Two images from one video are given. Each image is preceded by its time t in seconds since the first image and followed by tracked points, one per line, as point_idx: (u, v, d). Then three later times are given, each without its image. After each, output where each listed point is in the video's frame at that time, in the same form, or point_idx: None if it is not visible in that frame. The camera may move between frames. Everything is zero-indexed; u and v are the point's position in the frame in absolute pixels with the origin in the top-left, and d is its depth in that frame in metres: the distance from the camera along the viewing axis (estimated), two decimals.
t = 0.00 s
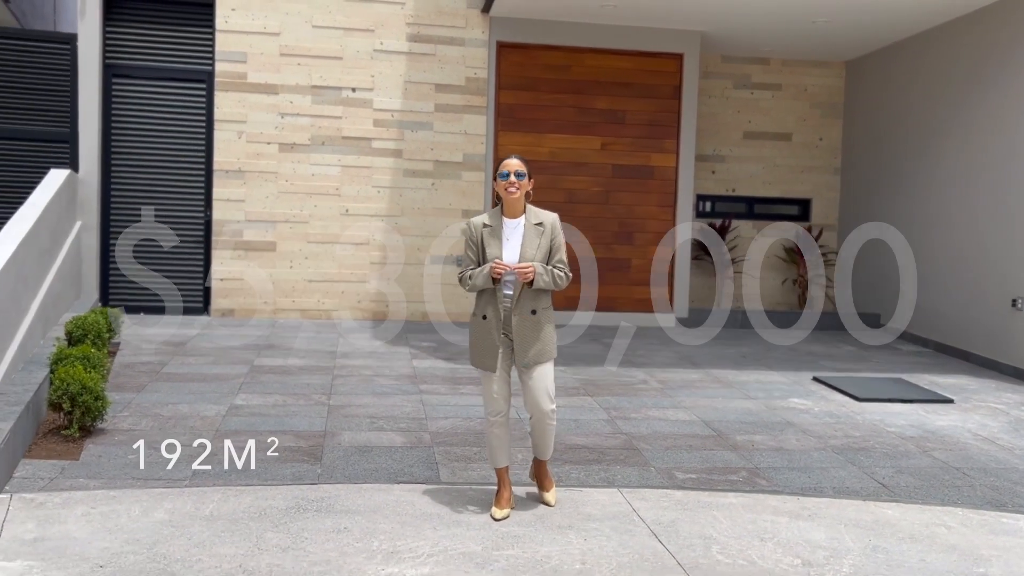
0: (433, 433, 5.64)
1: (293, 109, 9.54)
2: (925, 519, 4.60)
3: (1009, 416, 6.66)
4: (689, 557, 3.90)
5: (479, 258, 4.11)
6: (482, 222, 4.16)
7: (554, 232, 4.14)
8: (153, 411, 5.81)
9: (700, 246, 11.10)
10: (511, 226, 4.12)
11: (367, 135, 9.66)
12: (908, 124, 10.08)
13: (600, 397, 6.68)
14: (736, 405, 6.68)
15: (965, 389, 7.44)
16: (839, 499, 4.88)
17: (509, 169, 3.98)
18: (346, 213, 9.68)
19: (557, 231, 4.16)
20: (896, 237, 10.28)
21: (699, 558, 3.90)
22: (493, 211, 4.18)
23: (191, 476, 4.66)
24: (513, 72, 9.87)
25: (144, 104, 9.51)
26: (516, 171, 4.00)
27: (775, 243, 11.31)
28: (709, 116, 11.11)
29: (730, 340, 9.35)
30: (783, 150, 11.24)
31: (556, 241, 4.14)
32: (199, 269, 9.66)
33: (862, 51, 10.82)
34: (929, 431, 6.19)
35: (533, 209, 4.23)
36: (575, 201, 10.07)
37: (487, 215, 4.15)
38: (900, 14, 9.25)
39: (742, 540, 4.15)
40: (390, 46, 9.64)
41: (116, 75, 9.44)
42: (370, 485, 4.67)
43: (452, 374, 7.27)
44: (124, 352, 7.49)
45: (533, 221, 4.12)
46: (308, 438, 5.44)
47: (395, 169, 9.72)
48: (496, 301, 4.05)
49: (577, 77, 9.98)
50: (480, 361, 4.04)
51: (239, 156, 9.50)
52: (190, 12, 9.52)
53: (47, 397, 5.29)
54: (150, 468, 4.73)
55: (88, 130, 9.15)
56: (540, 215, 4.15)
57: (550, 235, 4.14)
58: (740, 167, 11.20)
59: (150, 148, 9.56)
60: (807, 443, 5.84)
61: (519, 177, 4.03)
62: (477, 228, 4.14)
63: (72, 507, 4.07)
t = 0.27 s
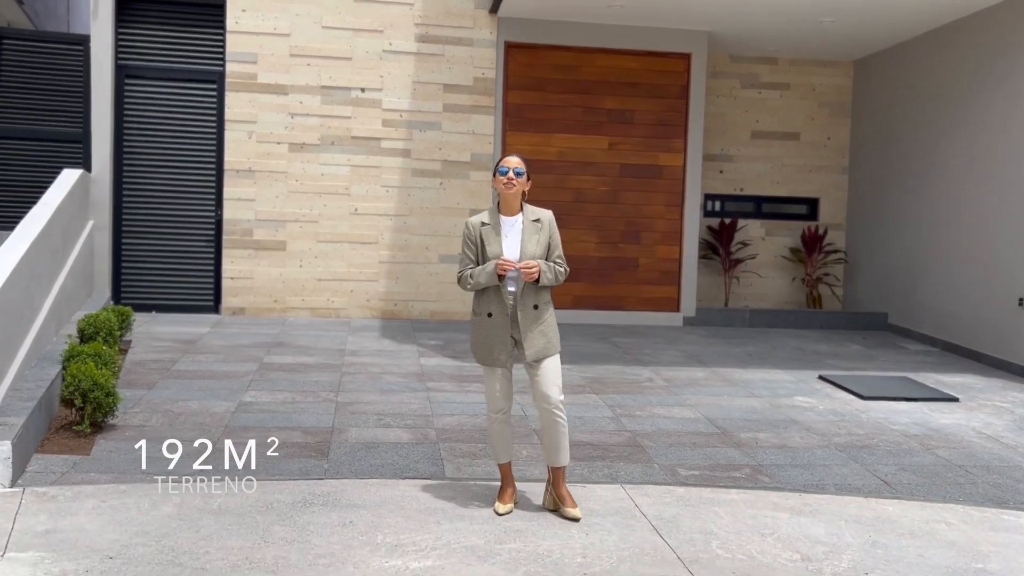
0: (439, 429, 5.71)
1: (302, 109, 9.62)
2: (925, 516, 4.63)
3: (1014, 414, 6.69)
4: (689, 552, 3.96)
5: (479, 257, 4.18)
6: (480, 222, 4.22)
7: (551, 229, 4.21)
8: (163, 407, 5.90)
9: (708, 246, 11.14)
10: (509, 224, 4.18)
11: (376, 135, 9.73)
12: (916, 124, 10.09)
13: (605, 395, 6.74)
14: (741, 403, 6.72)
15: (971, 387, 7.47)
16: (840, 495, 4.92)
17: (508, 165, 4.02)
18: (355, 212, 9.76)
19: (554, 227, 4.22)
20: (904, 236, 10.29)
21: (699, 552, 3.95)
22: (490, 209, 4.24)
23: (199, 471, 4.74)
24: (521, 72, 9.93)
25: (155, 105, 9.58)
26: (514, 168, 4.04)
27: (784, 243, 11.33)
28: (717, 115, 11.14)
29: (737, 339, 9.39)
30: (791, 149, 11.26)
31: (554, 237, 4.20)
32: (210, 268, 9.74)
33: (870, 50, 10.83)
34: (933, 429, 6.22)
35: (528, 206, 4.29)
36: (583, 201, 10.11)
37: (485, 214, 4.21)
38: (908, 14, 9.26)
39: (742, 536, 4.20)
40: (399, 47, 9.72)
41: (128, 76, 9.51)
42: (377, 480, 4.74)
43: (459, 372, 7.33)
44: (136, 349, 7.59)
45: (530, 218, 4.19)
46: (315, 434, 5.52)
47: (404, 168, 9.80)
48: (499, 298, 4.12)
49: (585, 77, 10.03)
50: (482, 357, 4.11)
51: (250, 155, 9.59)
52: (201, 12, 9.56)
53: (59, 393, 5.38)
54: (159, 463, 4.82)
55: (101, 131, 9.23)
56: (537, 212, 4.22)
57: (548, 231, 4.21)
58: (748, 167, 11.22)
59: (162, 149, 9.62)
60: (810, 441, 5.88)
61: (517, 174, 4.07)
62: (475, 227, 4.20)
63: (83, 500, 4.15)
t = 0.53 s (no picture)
0: (444, 428, 5.77)
1: (310, 110, 9.71)
2: (924, 514, 4.67)
3: (1017, 414, 6.72)
4: (689, 548, 4.01)
5: (478, 258, 4.25)
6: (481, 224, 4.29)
7: (552, 230, 4.26)
8: (172, 405, 5.98)
9: (713, 246, 11.18)
10: (509, 225, 4.24)
11: (383, 136, 9.81)
12: (922, 124, 10.11)
13: (608, 394, 6.79)
14: (744, 402, 6.77)
15: (974, 387, 7.49)
16: (840, 493, 4.96)
17: (509, 169, 4.10)
18: (362, 212, 9.83)
19: (555, 228, 4.27)
20: (909, 236, 10.31)
21: (699, 549, 4.00)
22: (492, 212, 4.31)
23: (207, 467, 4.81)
24: (527, 73, 9.99)
25: (165, 107, 9.66)
26: (515, 172, 4.12)
27: (789, 243, 11.37)
28: (723, 116, 11.18)
29: (742, 339, 9.43)
30: (797, 149, 11.29)
31: (554, 238, 4.25)
32: (218, 268, 9.83)
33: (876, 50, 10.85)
34: (935, 428, 6.25)
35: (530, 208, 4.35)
36: (589, 201, 10.17)
37: (486, 216, 4.28)
38: (913, 15, 9.28)
39: (741, 533, 4.25)
40: (406, 48, 9.79)
41: (138, 78, 9.60)
42: (382, 477, 4.81)
43: (464, 371, 7.40)
44: (145, 348, 7.68)
45: (531, 219, 4.24)
46: (321, 431, 5.59)
47: (411, 169, 9.87)
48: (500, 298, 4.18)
49: (591, 78, 10.09)
50: (483, 358, 4.17)
51: (258, 156, 9.68)
52: (211, 15, 9.64)
53: (70, 391, 5.47)
54: (168, 460, 4.89)
55: (111, 132, 9.32)
56: (538, 213, 4.27)
57: (549, 233, 4.25)
58: (754, 167, 11.25)
59: (171, 150, 9.71)
60: (812, 440, 5.92)
61: (517, 178, 4.14)
62: (476, 229, 4.27)
63: (93, 496, 4.23)
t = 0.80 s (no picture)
0: (445, 427, 5.83)
1: (315, 112, 9.78)
2: (920, 512, 4.72)
3: (1015, 414, 6.75)
4: (684, 545, 4.06)
5: (479, 263, 4.33)
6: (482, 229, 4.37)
7: (551, 234, 4.30)
8: (177, 404, 6.05)
9: (716, 247, 11.23)
10: (509, 230, 4.31)
11: (387, 137, 9.88)
12: (924, 125, 10.14)
13: (609, 393, 6.85)
14: (744, 401, 6.82)
15: (974, 387, 7.53)
16: (837, 492, 5.00)
17: (505, 178, 4.15)
18: (366, 213, 9.90)
19: (554, 232, 4.32)
20: (911, 237, 10.34)
21: (694, 546, 4.05)
22: (492, 217, 4.39)
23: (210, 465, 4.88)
24: (530, 75, 10.05)
25: (171, 108, 9.74)
26: (512, 179, 4.17)
27: (791, 244, 11.41)
28: (726, 117, 11.23)
29: (744, 339, 9.47)
30: (800, 150, 11.32)
31: (553, 242, 4.29)
32: (224, 269, 9.90)
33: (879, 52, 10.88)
34: (933, 428, 6.29)
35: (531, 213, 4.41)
36: (592, 202, 10.22)
37: (486, 221, 4.36)
38: (915, 16, 9.32)
39: (736, 530, 4.30)
40: (410, 50, 9.85)
41: (144, 80, 9.69)
42: (383, 475, 4.87)
43: (466, 371, 7.46)
44: (151, 347, 7.76)
45: (530, 224, 4.30)
46: (324, 430, 5.66)
47: (415, 170, 9.93)
48: (497, 300, 4.25)
49: (594, 80, 10.15)
50: (479, 359, 4.25)
51: (264, 158, 9.76)
52: (217, 18, 9.72)
53: (76, 390, 5.55)
54: (172, 457, 4.97)
55: (118, 134, 9.41)
56: (537, 218, 4.33)
57: (547, 236, 4.30)
58: (757, 168, 11.29)
59: (177, 151, 9.79)
60: (810, 439, 5.97)
61: (515, 183, 4.20)
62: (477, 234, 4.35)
63: (98, 492, 4.30)
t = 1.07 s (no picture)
0: (445, 426, 5.90)
1: (318, 114, 9.85)
2: (913, 511, 4.77)
3: (1012, 414, 6.80)
4: (678, 543, 4.12)
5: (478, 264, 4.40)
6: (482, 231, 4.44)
7: (549, 235, 4.36)
8: (180, 403, 6.13)
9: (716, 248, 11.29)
10: (507, 232, 4.37)
11: (389, 139, 9.94)
12: (923, 127, 10.18)
13: (608, 394, 6.91)
14: (742, 402, 6.87)
15: (971, 388, 7.57)
16: (832, 491, 5.05)
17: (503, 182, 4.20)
18: (368, 214, 9.97)
19: (552, 234, 4.37)
20: (911, 238, 10.38)
21: (688, 543, 4.11)
22: (492, 220, 4.46)
23: (212, 464, 4.94)
24: (531, 77, 10.12)
25: (175, 111, 9.81)
26: (509, 181, 4.23)
27: (792, 245, 11.45)
28: (726, 119, 11.28)
29: (744, 340, 9.52)
30: (800, 152, 11.37)
31: (551, 244, 4.34)
32: (227, 269, 9.97)
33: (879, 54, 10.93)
34: (930, 428, 6.34)
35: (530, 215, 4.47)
36: (593, 203, 10.28)
37: (486, 223, 4.43)
38: (915, 19, 9.37)
39: (731, 528, 4.36)
40: (412, 53, 9.92)
41: (149, 82, 9.76)
42: (382, 474, 4.93)
43: (467, 371, 7.53)
44: (155, 348, 7.84)
45: (529, 225, 4.36)
46: (325, 430, 5.73)
47: (416, 172, 10.00)
48: (495, 300, 4.31)
49: (594, 82, 10.21)
50: (478, 359, 4.32)
51: (267, 159, 9.83)
52: (220, 20, 9.80)
53: (81, 389, 5.62)
54: (174, 456, 5.03)
55: (123, 136, 9.49)
56: (535, 220, 4.39)
57: (545, 238, 4.36)
58: (757, 170, 11.34)
59: (181, 153, 9.86)
60: (807, 439, 6.02)
61: (513, 185, 4.25)
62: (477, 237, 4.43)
63: (102, 490, 4.37)
